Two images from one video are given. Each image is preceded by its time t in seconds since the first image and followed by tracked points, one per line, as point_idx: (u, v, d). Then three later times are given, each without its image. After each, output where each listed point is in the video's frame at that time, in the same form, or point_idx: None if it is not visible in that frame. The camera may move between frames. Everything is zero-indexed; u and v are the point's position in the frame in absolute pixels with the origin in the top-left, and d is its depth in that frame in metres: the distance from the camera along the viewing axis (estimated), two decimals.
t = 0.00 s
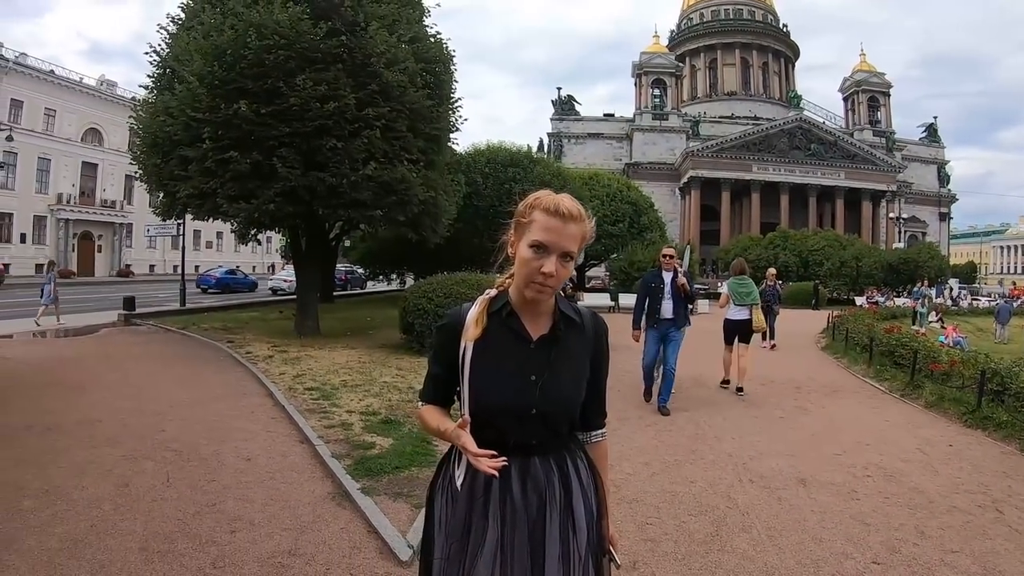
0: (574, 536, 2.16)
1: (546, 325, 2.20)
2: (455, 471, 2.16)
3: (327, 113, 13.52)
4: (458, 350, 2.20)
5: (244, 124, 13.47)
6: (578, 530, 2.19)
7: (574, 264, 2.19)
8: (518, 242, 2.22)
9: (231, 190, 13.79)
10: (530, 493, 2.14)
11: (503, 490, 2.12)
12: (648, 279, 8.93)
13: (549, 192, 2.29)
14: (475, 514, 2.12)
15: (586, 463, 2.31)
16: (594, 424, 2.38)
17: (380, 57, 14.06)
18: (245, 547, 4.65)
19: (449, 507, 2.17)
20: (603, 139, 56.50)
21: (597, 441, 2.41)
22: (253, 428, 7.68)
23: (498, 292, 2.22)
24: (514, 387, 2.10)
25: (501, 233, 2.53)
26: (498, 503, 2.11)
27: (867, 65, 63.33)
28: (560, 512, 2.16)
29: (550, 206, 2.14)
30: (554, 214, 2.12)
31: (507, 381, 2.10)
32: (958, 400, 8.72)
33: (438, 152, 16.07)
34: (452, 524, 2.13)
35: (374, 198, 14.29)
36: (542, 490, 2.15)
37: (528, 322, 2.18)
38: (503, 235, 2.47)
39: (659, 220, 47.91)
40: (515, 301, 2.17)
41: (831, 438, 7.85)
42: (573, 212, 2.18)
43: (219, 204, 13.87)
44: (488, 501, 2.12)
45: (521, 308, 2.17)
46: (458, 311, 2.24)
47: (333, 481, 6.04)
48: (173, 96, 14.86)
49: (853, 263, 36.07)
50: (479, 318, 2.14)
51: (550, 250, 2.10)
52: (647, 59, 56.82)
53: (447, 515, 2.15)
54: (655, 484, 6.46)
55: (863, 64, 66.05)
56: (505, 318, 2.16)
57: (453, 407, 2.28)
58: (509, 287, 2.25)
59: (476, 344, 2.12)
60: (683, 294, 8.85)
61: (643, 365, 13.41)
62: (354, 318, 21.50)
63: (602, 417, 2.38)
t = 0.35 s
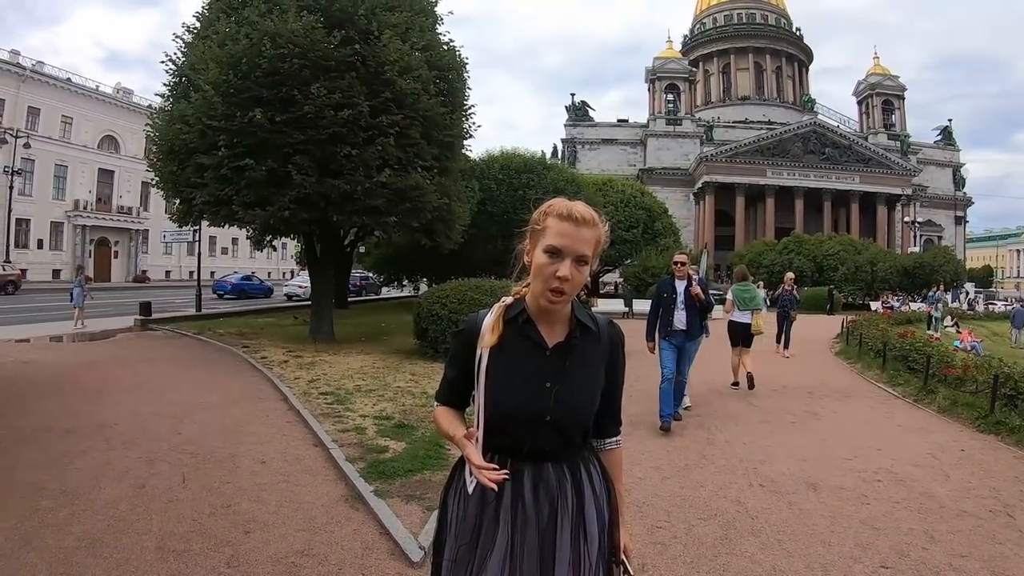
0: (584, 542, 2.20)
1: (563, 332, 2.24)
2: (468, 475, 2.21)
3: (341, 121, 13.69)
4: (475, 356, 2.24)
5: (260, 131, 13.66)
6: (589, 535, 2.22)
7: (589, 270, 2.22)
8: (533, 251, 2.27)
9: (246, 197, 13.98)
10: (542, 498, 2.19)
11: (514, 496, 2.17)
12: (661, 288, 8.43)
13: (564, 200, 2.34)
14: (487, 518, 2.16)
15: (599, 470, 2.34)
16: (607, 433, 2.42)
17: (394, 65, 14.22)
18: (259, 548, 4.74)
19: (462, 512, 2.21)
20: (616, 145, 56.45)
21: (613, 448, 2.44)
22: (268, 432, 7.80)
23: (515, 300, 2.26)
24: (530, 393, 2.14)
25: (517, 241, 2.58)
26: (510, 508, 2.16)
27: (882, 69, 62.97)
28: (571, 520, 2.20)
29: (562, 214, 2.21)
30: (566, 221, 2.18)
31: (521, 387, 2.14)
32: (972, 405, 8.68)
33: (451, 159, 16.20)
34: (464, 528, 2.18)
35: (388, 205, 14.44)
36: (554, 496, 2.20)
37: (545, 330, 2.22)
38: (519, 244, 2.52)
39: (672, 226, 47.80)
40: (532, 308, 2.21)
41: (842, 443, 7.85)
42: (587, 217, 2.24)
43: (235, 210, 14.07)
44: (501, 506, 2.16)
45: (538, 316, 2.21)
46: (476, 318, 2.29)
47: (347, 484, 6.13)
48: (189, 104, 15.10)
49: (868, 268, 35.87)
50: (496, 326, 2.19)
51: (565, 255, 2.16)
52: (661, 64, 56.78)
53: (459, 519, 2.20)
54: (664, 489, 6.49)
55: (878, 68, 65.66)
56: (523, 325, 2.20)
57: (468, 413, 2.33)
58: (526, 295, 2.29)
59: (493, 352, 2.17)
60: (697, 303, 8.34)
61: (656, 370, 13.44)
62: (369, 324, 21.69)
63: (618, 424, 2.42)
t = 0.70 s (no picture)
0: (592, 537, 2.28)
1: (574, 330, 2.31)
2: (479, 471, 2.28)
3: (356, 127, 13.87)
4: (486, 356, 2.31)
5: (275, 138, 13.87)
6: (597, 530, 2.29)
7: (591, 268, 2.31)
8: (535, 254, 2.36)
9: (262, 203, 14.18)
10: (554, 493, 2.27)
11: (526, 490, 2.25)
12: (671, 289, 8.07)
13: (563, 204, 2.44)
14: (498, 512, 2.24)
15: (606, 467, 2.42)
16: (614, 430, 2.49)
17: (407, 71, 14.38)
18: (275, 546, 4.86)
19: (472, 506, 2.28)
20: (630, 148, 56.41)
21: (621, 444, 2.51)
22: (284, 434, 7.93)
23: (525, 302, 2.34)
24: (541, 390, 2.22)
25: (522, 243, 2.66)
26: (523, 503, 2.24)
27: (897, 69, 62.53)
28: (580, 513, 2.28)
29: (556, 215, 2.31)
30: (560, 221, 2.29)
31: (532, 385, 2.22)
32: (984, 407, 8.65)
33: (464, 164, 16.34)
34: (474, 522, 2.25)
35: (402, 210, 14.60)
36: (565, 491, 2.28)
37: (557, 330, 2.29)
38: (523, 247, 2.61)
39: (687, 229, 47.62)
40: (543, 309, 2.28)
41: (854, 445, 7.86)
42: (578, 214, 2.35)
43: (251, 216, 14.28)
44: (514, 500, 2.24)
45: (548, 315, 2.29)
46: (488, 318, 2.37)
47: (361, 485, 6.25)
48: (205, 111, 15.35)
49: (883, 269, 35.58)
50: (509, 326, 2.26)
51: (563, 254, 2.25)
52: (674, 67, 56.72)
53: (469, 513, 2.27)
54: (675, 490, 6.54)
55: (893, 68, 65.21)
56: (533, 325, 2.28)
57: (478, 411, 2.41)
58: (535, 298, 2.37)
59: (505, 352, 2.24)
60: (711, 300, 7.94)
61: (669, 373, 13.47)
62: (383, 329, 21.88)
63: (625, 421, 2.49)
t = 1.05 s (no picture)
0: (605, 534, 2.39)
1: (591, 336, 2.41)
2: (497, 472, 2.36)
3: (368, 136, 14.05)
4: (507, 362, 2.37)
5: (289, 147, 14.09)
6: (608, 528, 2.41)
7: (606, 276, 2.41)
8: (552, 263, 2.46)
9: (277, 211, 14.40)
10: (571, 493, 2.36)
11: (545, 491, 2.34)
12: (687, 296, 7.55)
13: (575, 214, 2.54)
14: (516, 511, 2.31)
15: (616, 468, 2.52)
16: (623, 433, 2.59)
17: (418, 80, 14.55)
18: (292, 547, 4.99)
19: (487, 506, 2.35)
20: (641, 152, 56.41)
21: (626, 445, 2.62)
22: (300, 438, 8.07)
23: (544, 308, 2.42)
24: (562, 394, 2.30)
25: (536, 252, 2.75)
26: (541, 503, 2.33)
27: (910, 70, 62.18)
28: (594, 512, 2.38)
29: (572, 225, 2.41)
30: (577, 231, 2.39)
31: (552, 388, 2.30)
32: (995, 409, 8.66)
33: (477, 171, 16.50)
34: (492, 522, 2.32)
35: (415, 217, 14.77)
36: (582, 491, 2.37)
37: (575, 336, 2.38)
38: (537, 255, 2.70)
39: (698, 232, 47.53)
40: (561, 315, 2.37)
41: (864, 448, 7.88)
42: (593, 226, 2.44)
43: (266, 224, 14.50)
44: (532, 501, 2.33)
45: (566, 320, 2.37)
46: (508, 322, 2.44)
47: (375, 488, 6.37)
48: (219, 120, 15.61)
49: (897, 272, 35.46)
50: (530, 333, 2.33)
51: (579, 264, 2.35)
52: (685, 71, 56.72)
53: (485, 513, 2.34)
54: (684, 492, 6.61)
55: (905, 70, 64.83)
56: (553, 331, 2.35)
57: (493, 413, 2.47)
58: (552, 304, 2.45)
59: (527, 357, 2.31)
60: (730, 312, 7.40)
61: (680, 378, 13.50)
62: (396, 334, 22.05)
63: (631, 424, 2.60)
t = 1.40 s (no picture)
0: (617, 536, 2.46)
1: (600, 339, 2.47)
2: (511, 478, 2.38)
3: (377, 141, 14.18)
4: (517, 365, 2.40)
5: (298, 152, 14.24)
6: (620, 531, 2.48)
7: (613, 277, 2.49)
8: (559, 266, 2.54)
9: (286, 215, 14.54)
10: (584, 497, 2.43)
11: (558, 496, 2.40)
12: (702, 295, 7.52)
13: (581, 219, 2.62)
14: (531, 515, 2.36)
15: (624, 471, 2.59)
16: (628, 437, 2.67)
17: (427, 85, 14.66)
18: (301, 545, 5.09)
19: (500, 512, 2.38)
20: (649, 156, 56.38)
21: (632, 449, 2.70)
22: (309, 440, 8.17)
23: (552, 311, 2.48)
24: (574, 396, 2.36)
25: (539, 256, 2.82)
26: (556, 508, 2.38)
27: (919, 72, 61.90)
28: (606, 515, 2.45)
29: (580, 228, 2.50)
30: (584, 234, 2.48)
31: (564, 389, 2.35)
32: (1001, 411, 8.67)
33: (485, 175, 16.61)
34: (505, 528, 2.35)
35: (423, 222, 14.88)
36: (594, 494, 2.44)
37: (583, 338, 2.44)
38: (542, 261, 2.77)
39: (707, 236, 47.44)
40: (569, 317, 2.44)
41: (869, 450, 7.91)
42: (600, 229, 2.53)
43: (275, 229, 14.65)
44: (547, 505, 2.38)
45: (574, 322, 2.44)
46: (518, 326, 2.49)
47: (383, 488, 6.46)
48: (229, 126, 15.79)
49: (905, 274, 35.50)
50: (539, 335, 2.37)
51: (587, 265, 2.43)
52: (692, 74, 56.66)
53: (499, 521, 2.37)
54: (690, 494, 6.66)
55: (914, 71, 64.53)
56: (561, 334, 2.41)
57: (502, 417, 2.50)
58: (560, 307, 2.51)
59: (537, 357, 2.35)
60: (746, 313, 7.36)
61: (687, 381, 13.53)
62: (404, 338, 22.17)
63: (637, 428, 2.68)
